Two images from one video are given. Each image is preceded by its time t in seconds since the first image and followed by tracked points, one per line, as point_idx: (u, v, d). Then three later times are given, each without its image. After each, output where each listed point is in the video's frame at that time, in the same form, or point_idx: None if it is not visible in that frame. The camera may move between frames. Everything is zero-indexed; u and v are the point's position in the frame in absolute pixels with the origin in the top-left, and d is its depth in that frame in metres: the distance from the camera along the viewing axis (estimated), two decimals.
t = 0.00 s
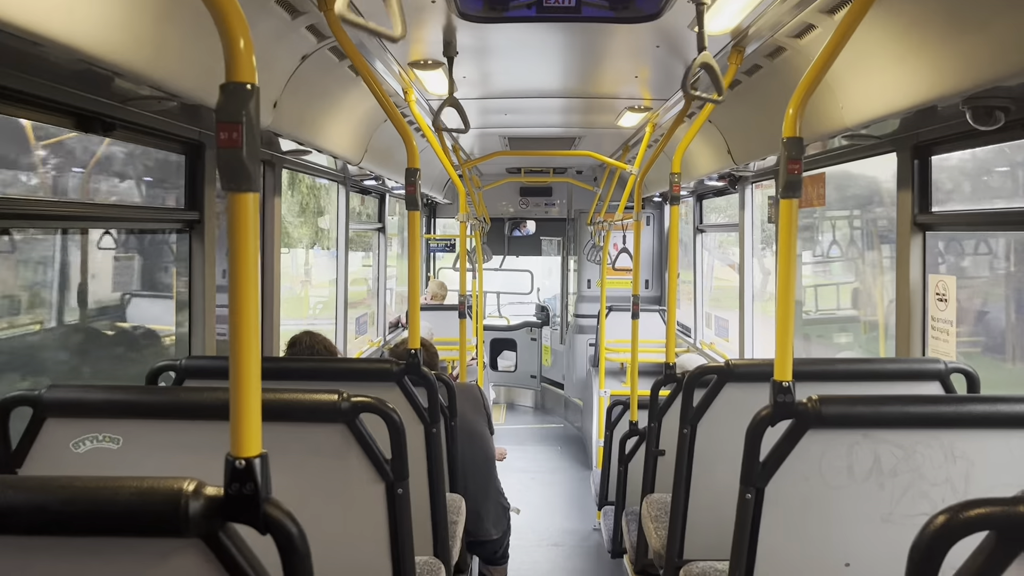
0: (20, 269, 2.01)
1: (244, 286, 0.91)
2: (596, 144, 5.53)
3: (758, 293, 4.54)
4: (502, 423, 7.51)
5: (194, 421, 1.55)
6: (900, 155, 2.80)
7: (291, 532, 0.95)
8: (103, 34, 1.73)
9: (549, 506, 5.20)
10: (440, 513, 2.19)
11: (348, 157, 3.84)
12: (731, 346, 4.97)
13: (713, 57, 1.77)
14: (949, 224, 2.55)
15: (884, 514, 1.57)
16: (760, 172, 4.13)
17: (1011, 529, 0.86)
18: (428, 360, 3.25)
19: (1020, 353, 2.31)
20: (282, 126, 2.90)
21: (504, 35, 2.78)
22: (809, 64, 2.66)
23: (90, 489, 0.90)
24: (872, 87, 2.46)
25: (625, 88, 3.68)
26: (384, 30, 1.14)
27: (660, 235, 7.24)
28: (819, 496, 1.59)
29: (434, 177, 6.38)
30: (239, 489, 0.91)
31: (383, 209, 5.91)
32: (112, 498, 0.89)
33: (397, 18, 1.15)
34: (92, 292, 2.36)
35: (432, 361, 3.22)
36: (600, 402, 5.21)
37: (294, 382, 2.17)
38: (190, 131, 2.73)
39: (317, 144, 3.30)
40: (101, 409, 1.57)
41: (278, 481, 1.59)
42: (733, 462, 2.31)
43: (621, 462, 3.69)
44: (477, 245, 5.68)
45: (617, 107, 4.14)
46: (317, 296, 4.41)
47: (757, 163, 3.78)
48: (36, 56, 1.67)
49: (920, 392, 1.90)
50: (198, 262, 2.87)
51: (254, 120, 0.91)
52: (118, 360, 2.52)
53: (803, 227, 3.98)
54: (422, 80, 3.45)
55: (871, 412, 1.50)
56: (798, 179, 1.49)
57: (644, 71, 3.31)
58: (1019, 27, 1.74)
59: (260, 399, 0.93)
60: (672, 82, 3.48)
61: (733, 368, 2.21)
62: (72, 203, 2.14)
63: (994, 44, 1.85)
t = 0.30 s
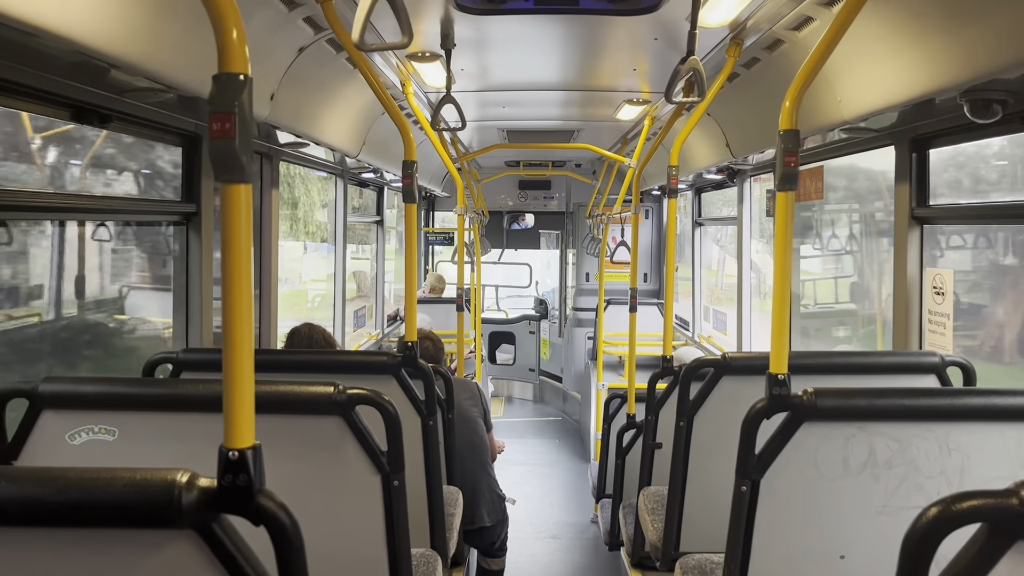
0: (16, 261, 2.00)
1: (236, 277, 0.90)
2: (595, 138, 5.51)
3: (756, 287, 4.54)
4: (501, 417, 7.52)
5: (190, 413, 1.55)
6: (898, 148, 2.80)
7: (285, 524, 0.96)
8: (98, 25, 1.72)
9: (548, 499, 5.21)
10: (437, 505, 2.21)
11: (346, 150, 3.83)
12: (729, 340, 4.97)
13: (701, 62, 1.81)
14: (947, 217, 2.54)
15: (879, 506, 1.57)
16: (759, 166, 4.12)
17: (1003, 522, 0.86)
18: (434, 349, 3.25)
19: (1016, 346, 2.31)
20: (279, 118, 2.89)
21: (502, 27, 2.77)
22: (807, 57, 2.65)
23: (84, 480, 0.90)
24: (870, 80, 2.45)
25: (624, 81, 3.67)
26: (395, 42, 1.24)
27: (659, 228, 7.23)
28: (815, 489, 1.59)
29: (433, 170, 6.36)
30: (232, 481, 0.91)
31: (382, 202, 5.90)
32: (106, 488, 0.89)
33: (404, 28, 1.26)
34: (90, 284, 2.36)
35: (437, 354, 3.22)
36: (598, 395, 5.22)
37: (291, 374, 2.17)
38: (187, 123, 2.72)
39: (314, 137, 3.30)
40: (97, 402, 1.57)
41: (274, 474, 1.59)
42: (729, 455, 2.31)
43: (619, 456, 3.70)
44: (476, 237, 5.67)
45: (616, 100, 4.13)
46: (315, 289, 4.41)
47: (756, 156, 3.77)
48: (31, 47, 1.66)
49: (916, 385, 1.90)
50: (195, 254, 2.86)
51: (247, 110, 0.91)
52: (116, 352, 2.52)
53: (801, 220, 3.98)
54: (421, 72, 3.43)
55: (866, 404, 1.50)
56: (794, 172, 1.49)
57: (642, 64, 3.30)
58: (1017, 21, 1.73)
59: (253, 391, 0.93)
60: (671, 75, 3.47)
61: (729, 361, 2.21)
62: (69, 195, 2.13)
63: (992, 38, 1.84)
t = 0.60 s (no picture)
0: (15, 257, 1.99)
1: (236, 273, 0.90)
2: (595, 134, 5.50)
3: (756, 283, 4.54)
4: (500, 413, 7.53)
5: (190, 409, 1.55)
6: (899, 144, 2.79)
7: (286, 519, 0.96)
8: (98, 20, 1.72)
9: (547, 495, 5.22)
10: (437, 501, 2.21)
11: (346, 146, 3.82)
12: (729, 336, 4.97)
13: (712, 45, 1.71)
14: (947, 213, 2.54)
15: (880, 503, 1.57)
16: (759, 162, 4.12)
17: (1004, 517, 0.86)
18: (434, 346, 3.25)
19: (1016, 343, 2.31)
20: (279, 114, 2.89)
21: (502, 23, 2.76)
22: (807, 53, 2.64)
23: (84, 477, 0.90)
24: (870, 76, 2.44)
25: (624, 77, 3.66)
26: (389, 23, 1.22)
27: (659, 225, 7.23)
28: (815, 485, 1.59)
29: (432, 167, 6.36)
30: (233, 477, 0.91)
31: (382, 198, 5.89)
32: (106, 484, 0.89)
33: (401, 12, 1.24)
34: (90, 280, 2.36)
35: (437, 351, 3.22)
36: (598, 392, 5.22)
37: (291, 370, 2.17)
38: (187, 119, 2.71)
39: (314, 133, 3.29)
40: (97, 397, 1.57)
41: (274, 470, 1.59)
42: (729, 451, 2.31)
43: (619, 452, 3.70)
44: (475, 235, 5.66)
45: (616, 96, 4.12)
46: (315, 285, 4.40)
47: (756, 152, 3.76)
48: (30, 42, 1.66)
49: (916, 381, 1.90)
50: (195, 251, 2.86)
51: (247, 106, 0.90)
52: (116, 348, 2.52)
53: (801, 216, 3.98)
54: (421, 68, 3.42)
55: (867, 401, 1.50)
56: (795, 168, 1.48)
57: (643, 60, 3.29)
58: (1017, 17, 1.73)
59: (253, 387, 0.93)
60: (671, 71, 3.46)
61: (729, 358, 2.21)
62: (68, 191, 2.13)
63: (993, 34, 1.84)
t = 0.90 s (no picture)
0: (17, 254, 2.00)
1: (245, 272, 0.91)
2: (596, 131, 5.50)
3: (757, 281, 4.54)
4: (500, 410, 7.54)
5: (194, 406, 1.55)
6: (900, 142, 2.80)
7: (294, 515, 0.96)
8: (101, 17, 1.72)
9: (547, 492, 5.23)
10: (439, 497, 2.22)
11: (347, 143, 3.82)
12: (729, 333, 4.98)
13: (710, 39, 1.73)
14: (948, 211, 2.54)
15: (882, 500, 1.58)
16: (760, 159, 4.12)
17: (1007, 513, 0.87)
18: (431, 342, 3.26)
19: (1016, 341, 2.32)
20: (281, 111, 2.88)
21: (504, 20, 2.76)
22: (809, 51, 2.64)
23: (93, 473, 0.90)
24: (872, 74, 2.45)
25: (625, 74, 3.66)
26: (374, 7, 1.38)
27: (659, 222, 7.23)
28: (817, 482, 1.59)
29: (433, 164, 6.36)
30: (241, 473, 0.91)
31: (382, 195, 5.89)
32: (115, 481, 0.89)
33: None
34: (92, 276, 2.36)
35: (435, 348, 3.22)
36: (598, 389, 5.22)
37: (295, 367, 2.18)
38: (189, 116, 2.71)
39: (316, 129, 3.29)
40: (101, 394, 1.58)
41: (278, 466, 1.59)
42: (730, 448, 2.32)
43: (619, 449, 3.71)
44: (474, 231, 5.64)
45: (617, 93, 4.12)
46: (315, 282, 4.40)
47: (757, 149, 3.76)
48: (34, 39, 1.65)
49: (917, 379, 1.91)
50: (196, 248, 2.86)
51: (255, 103, 0.90)
52: (119, 345, 2.52)
53: (802, 214, 3.98)
54: (422, 65, 3.42)
55: (869, 398, 1.51)
56: (798, 166, 1.48)
57: (644, 57, 3.29)
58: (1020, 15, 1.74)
59: (262, 384, 0.93)
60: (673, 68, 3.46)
61: (730, 355, 2.23)
62: (70, 187, 2.13)
63: (995, 33, 1.84)
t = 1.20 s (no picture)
0: (13, 248, 1.99)
1: (239, 265, 0.90)
2: (595, 126, 5.49)
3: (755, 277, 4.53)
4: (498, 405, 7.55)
5: (190, 400, 1.55)
6: (899, 138, 2.79)
7: (288, 510, 0.96)
8: (97, 10, 1.70)
9: (545, 487, 5.24)
10: (436, 492, 2.23)
11: (345, 138, 3.81)
12: (727, 329, 4.98)
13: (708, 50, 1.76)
14: (947, 207, 2.54)
15: (878, 496, 1.57)
16: (759, 155, 4.11)
17: (1004, 511, 0.87)
18: (428, 338, 3.26)
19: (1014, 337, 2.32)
20: (278, 105, 2.87)
21: (503, 15, 2.75)
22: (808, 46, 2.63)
23: (86, 467, 0.90)
24: (871, 69, 2.44)
25: (623, 69, 3.65)
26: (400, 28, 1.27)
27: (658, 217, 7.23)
28: (814, 478, 1.59)
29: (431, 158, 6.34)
30: (235, 468, 0.91)
31: (380, 189, 5.88)
32: (108, 475, 0.89)
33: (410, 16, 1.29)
34: (88, 270, 2.35)
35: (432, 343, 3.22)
36: (595, 384, 5.22)
37: (291, 361, 2.17)
38: (186, 110, 2.70)
39: (313, 124, 3.28)
40: (97, 388, 1.57)
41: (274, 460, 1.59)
42: (727, 444, 2.32)
43: (616, 444, 3.70)
44: (473, 225, 5.57)
45: (616, 88, 4.11)
46: (313, 276, 4.39)
47: (756, 145, 3.76)
48: (28, 32, 1.64)
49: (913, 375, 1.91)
50: (193, 242, 2.84)
51: (249, 96, 0.90)
52: (115, 339, 2.51)
53: (801, 210, 3.97)
54: (420, 59, 3.41)
55: (866, 394, 1.51)
56: (796, 161, 1.49)
57: (643, 51, 3.27)
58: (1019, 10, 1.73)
59: (256, 378, 0.93)
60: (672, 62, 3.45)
61: (729, 350, 2.22)
62: (67, 181, 2.12)
63: (994, 28, 1.83)
